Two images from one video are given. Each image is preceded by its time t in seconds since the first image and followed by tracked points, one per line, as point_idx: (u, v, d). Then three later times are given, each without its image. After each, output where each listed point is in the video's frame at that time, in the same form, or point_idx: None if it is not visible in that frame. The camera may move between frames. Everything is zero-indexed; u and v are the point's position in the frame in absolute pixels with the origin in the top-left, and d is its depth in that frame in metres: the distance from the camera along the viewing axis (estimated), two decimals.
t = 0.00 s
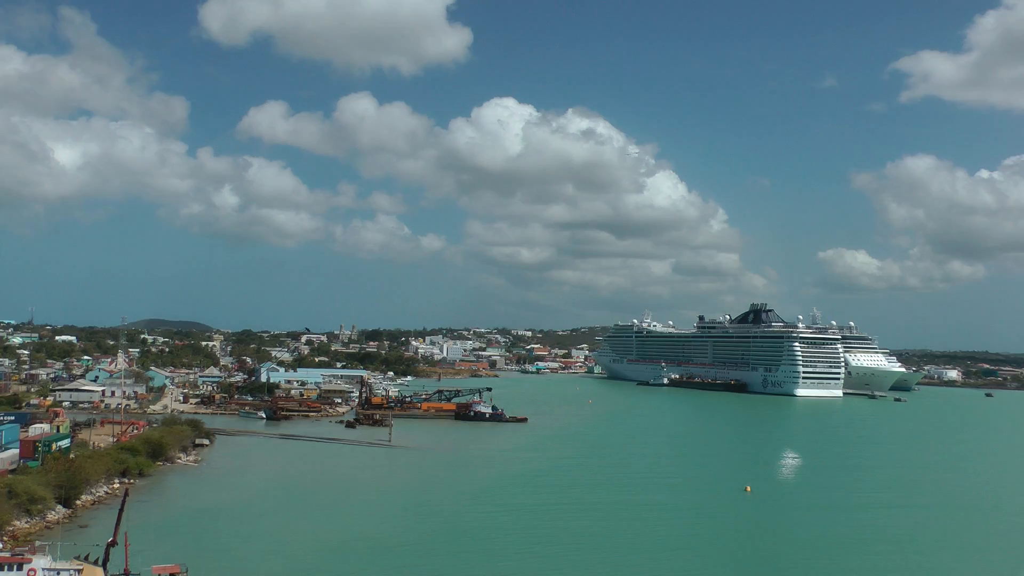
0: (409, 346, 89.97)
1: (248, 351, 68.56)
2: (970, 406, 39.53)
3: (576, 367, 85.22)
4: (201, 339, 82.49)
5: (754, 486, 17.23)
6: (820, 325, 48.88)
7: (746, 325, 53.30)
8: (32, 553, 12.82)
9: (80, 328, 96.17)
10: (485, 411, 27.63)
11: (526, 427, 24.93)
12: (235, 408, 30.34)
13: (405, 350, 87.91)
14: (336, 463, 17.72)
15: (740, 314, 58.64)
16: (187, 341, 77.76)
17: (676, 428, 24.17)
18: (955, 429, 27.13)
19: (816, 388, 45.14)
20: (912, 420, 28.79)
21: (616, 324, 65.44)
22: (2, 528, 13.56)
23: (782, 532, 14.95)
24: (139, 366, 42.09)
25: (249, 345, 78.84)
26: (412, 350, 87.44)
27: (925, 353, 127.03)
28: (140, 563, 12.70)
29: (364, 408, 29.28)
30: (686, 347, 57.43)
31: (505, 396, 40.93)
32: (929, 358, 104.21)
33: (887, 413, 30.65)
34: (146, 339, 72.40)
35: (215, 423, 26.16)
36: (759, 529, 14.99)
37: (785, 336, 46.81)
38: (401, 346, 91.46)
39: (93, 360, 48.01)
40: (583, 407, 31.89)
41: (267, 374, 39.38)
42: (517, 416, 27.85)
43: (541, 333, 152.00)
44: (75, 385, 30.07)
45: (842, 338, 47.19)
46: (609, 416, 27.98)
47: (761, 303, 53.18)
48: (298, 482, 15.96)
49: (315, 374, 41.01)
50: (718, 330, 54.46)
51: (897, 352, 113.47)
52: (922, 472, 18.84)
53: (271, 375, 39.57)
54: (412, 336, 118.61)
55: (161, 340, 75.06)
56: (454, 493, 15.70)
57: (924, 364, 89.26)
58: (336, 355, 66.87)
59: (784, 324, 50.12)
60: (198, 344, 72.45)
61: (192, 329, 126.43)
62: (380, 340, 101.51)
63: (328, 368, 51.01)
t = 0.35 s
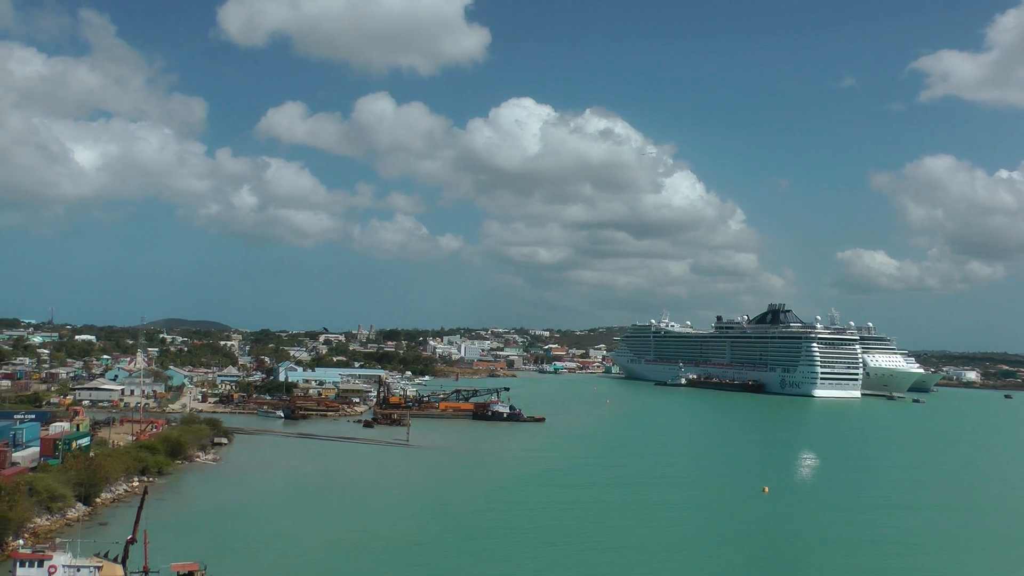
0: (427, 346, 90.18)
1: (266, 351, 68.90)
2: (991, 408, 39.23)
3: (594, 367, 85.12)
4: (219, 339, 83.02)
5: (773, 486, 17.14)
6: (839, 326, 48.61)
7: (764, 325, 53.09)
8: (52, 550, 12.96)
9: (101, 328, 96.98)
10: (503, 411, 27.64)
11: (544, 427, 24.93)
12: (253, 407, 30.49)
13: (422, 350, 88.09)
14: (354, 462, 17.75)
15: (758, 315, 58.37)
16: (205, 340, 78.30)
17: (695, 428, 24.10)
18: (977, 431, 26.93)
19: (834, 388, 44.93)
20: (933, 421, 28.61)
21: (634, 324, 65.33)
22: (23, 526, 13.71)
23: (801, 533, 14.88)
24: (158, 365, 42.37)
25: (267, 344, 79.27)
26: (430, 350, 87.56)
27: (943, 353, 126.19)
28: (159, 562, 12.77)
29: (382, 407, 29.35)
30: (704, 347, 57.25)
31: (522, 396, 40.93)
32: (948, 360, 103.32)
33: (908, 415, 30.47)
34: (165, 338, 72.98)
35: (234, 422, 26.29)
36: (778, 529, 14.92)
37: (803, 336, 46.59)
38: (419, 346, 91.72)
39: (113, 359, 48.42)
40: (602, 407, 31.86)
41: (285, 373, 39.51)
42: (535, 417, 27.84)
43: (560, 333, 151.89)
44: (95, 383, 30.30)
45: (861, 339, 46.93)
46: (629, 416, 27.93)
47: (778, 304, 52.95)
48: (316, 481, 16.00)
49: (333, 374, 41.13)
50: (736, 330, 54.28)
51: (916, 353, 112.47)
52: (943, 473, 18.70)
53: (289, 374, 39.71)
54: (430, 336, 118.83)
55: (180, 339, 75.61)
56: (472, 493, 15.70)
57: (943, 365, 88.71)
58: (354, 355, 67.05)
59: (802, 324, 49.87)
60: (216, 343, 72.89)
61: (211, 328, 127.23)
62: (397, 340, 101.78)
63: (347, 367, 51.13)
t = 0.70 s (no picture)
0: (446, 345, 90.54)
1: (284, 349, 69.37)
2: (1011, 407, 38.89)
3: (612, 366, 85.12)
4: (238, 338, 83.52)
5: (791, 485, 17.06)
6: (857, 324, 48.32)
7: (782, 324, 52.86)
8: (73, 546, 13.10)
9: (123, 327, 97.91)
10: (521, 410, 27.63)
11: (563, 426, 24.91)
12: (272, 406, 30.63)
13: (439, 349, 88.29)
14: (372, 461, 17.78)
15: (776, 313, 58.11)
16: (224, 338, 78.81)
17: (715, 427, 24.04)
18: (1000, 430, 26.70)
19: (853, 387, 44.69)
20: (955, 420, 28.38)
21: (652, 322, 65.23)
22: (44, 523, 13.87)
23: (820, 532, 14.79)
24: (179, 364, 42.70)
25: (285, 343, 79.60)
26: (448, 349, 87.76)
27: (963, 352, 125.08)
28: (179, 559, 12.87)
29: (401, 406, 29.42)
30: (722, 346, 57.07)
31: (540, 394, 40.93)
32: (967, 358, 102.60)
33: (929, 414, 30.26)
34: (185, 337, 73.55)
35: (253, 421, 26.39)
36: (797, 529, 14.84)
37: (821, 335, 46.37)
38: (439, 345, 92.18)
39: (133, 358, 48.83)
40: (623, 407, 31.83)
41: (303, 372, 39.67)
42: (552, 415, 27.82)
43: (578, 331, 151.96)
44: (115, 382, 30.55)
45: (879, 337, 46.65)
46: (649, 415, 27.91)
47: (797, 302, 52.70)
48: (334, 480, 16.02)
49: (351, 373, 41.25)
50: (754, 329, 54.07)
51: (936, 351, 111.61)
52: (965, 473, 18.54)
53: (308, 373, 39.87)
54: (448, 334, 119.28)
55: (198, 338, 76.08)
56: (490, 491, 15.70)
57: (964, 364, 87.93)
58: (372, 354, 67.33)
59: (820, 323, 49.60)
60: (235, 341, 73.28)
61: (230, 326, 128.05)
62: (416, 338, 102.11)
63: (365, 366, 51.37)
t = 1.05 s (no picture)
0: (465, 343, 90.83)
1: (302, 348, 69.73)
2: None
3: (630, 364, 85.04)
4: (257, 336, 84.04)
5: (810, 484, 16.97)
6: (876, 321, 48.04)
7: (800, 322, 52.62)
8: (95, 543, 13.23)
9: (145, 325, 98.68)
10: (538, 408, 27.65)
11: (581, 424, 24.93)
12: (291, 404, 30.77)
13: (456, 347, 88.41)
14: (391, 460, 17.80)
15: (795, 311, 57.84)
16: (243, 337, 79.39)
17: (731, 425, 24.04)
18: None
19: (872, 386, 44.45)
20: (977, 418, 28.15)
21: (670, 321, 65.12)
22: (66, 520, 14.05)
23: (840, 531, 14.68)
24: (199, 364, 42.98)
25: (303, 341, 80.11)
26: (465, 348, 87.97)
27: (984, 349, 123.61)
28: (199, 557, 12.94)
29: (419, 405, 29.47)
30: (741, 344, 56.88)
31: (557, 393, 40.95)
32: (989, 356, 101.57)
33: (951, 412, 30.07)
34: (204, 336, 74.08)
35: (272, 419, 26.53)
36: (816, 528, 14.73)
37: (840, 333, 46.15)
38: (458, 344, 92.45)
39: (153, 357, 49.21)
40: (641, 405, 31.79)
41: (322, 371, 39.84)
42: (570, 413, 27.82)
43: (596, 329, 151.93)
44: (134, 380, 30.78)
45: (898, 335, 46.38)
46: (667, 413, 27.88)
47: (816, 300, 52.44)
48: (352, 478, 16.04)
49: (369, 371, 41.37)
50: (772, 327, 53.87)
51: (958, 350, 110.59)
52: (988, 472, 18.37)
53: (326, 372, 40.03)
54: (466, 333, 119.61)
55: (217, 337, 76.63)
56: (510, 490, 15.71)
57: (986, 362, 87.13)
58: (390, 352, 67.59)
59: (839, 320, 49.35)
60: (253, 340, 73.76)
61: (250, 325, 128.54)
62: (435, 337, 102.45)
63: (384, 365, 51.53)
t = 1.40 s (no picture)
0: (484, 340, 91.02)
1: (321, 345, 70.02)
2: None
3: (650, 360, 84.88)
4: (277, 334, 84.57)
5: (830, 481, 16.86)
6: (897, 317, 47.74)
7: (821, 317, 52.37)
8: (116, 540, 13.32)
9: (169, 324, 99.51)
10: (558, 404, 27.64)
11: (602, 421, 24.90)
12: (311, 401, 30.89)
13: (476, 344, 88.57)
14: (411, 457, 17.81)
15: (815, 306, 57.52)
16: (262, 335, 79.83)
17: (752, 422, 23.96)
18: None
19: (893, 382, 44.20)
20: (1002, 414, 27.90)
21: (690, 317, 64.95)
22: (88, 516, 14.20)
23: (860, 527, 14.60)
24: (220, 361, 43.25)
25: (324, 339, 80.51)
26: (485, 345, 88.11)
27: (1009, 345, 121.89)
28: (219, 554, 13.00)
29: (438, 402, 29.50)
30: (761, 340, 56.67)
31: (576, 390, 40.93)
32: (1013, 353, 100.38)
33: (975, 408, 29.83)
34: (224, 334, 74.64)
35: (292, 416, 26.64)
36: (836, 524, 14.66)
37: (860, 328, 45.93)
38: (477, 341, 92.59)
39: (173, 354, 49.61)
40: (663, 401, 31.72)
41: (341, 368, 39.98)
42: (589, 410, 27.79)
43: (615, 326, 151.68)
44: (155, 378, 31.01)
45: (919, 331, 46.09)
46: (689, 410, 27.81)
47: (836, 296, 52.15)
48: (372, 476, 16.03)
49: (389, 368, 41.47)
50: (792, 323, 53.65)
51: (983, 346, 109.57)
52: (1012, 468, 18.18)
53: (346, 370, 40.17)
54: (486, 330, 119.80)
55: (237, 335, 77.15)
56: (529, 486, 15.70)
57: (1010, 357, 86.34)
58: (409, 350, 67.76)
59: (859, 316, 49.07)
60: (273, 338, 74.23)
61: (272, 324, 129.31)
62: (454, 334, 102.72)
63: (404, 363, 51.67)
